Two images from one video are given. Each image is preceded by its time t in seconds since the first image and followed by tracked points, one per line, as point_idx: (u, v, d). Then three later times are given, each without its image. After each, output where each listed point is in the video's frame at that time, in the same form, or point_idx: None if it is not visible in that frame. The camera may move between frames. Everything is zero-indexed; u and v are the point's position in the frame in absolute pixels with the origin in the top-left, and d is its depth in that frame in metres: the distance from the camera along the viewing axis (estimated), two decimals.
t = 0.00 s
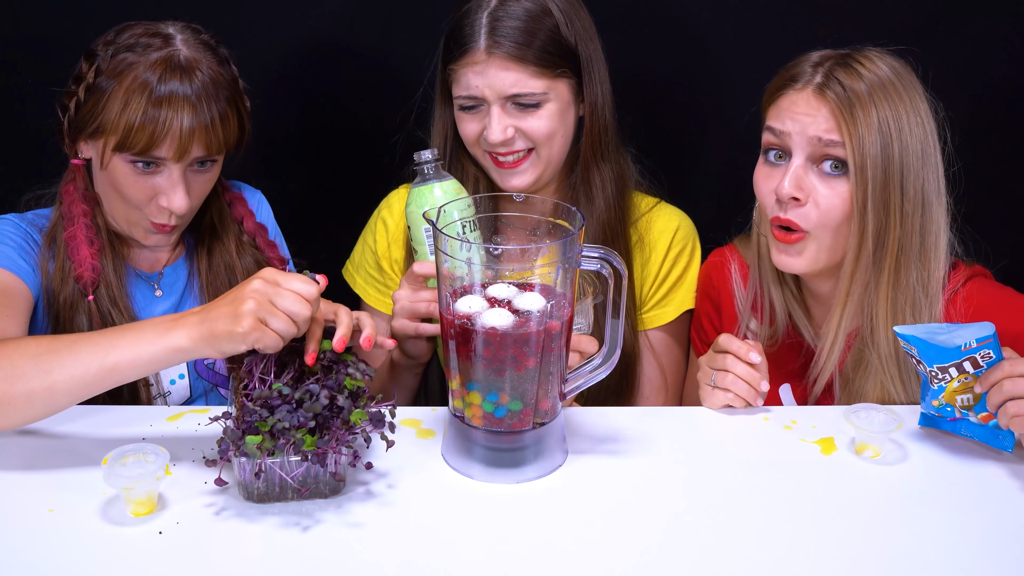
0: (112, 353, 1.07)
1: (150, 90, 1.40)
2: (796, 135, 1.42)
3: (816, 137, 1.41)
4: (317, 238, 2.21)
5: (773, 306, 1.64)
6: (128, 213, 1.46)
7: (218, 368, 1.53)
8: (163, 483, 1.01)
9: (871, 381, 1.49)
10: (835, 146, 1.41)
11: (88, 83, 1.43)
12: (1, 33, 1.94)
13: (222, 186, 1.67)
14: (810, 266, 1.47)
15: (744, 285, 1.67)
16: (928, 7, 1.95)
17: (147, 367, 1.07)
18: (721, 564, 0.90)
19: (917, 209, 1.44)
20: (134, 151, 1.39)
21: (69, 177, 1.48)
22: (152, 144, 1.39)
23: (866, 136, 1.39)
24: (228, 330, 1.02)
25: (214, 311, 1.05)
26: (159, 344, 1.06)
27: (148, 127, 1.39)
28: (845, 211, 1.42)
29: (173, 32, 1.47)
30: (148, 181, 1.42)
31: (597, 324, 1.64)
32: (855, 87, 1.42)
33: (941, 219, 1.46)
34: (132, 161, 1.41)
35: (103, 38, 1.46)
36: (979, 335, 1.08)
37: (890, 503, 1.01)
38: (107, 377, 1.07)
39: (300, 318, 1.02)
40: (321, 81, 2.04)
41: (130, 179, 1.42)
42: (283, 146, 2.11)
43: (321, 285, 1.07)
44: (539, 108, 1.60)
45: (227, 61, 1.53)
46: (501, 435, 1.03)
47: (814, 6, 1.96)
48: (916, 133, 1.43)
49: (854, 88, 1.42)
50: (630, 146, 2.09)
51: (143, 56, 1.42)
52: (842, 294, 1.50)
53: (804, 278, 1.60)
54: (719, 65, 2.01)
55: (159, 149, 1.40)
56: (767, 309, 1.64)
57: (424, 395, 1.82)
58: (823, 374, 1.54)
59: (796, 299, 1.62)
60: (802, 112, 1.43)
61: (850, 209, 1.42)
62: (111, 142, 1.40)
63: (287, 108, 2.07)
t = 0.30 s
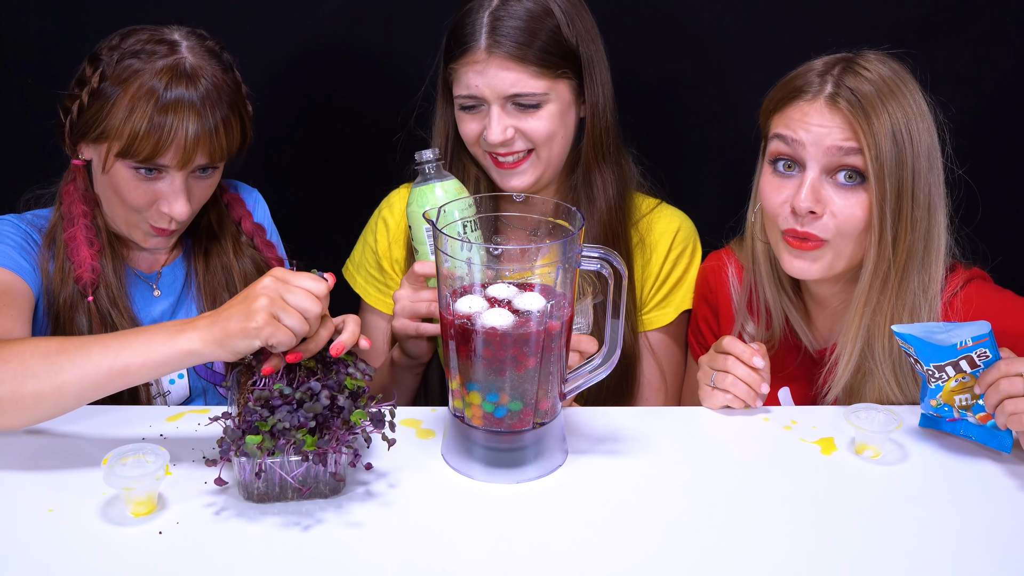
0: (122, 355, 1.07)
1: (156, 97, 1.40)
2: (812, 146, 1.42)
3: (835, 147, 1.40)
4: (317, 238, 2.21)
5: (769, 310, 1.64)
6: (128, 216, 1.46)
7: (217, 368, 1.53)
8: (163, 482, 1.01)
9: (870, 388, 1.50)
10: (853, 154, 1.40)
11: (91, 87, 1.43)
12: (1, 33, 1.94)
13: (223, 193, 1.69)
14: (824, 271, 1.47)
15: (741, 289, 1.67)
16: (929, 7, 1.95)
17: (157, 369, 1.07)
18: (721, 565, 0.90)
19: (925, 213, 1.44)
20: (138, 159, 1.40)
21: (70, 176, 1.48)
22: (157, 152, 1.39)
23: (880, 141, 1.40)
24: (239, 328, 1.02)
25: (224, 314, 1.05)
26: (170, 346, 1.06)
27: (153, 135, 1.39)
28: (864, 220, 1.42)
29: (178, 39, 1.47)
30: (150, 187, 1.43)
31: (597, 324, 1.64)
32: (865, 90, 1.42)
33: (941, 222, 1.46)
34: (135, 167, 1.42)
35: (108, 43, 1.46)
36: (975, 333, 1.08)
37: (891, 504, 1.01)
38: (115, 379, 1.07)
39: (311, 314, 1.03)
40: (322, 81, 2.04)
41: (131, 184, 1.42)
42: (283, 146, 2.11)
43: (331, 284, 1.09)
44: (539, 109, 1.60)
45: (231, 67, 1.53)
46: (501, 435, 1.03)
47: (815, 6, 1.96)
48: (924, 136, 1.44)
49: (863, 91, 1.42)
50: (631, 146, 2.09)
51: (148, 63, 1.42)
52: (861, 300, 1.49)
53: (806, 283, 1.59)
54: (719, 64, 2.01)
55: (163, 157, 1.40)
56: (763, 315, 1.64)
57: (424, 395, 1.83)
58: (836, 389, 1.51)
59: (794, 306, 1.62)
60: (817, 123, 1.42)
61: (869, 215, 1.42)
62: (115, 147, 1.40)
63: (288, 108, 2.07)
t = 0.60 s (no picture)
0: (102, 361, 1.06)
1: (155, 95, 1.40)
2: (808, 136, 1.43)
3: (828, 138, 1.41)
4: (318, 238, 2.21)
5: (777, 296, 1.65)
6: (128, 216, 1.46)
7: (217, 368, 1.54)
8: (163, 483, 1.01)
9: (871, 380, 1.49)
10: (847, 146, 1.41)
11: (91, 86, 1.43)
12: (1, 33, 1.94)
13: (225, 193, 1.68)
14: (821, 255, 1.48)
15: (747, 276, 1.69)
16: (929, 7, 1.95)
17: (137, 375, 1.06)
18: (721, 565, 0.90)
19: (925, 207, 1.44)
20: (137, 157, 1.40)
21: (70, 177, 1.48)
22: (156, 150, 1.39)
23: (874, 134, 1.40)
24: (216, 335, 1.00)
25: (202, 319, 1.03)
26: (148, 353, 1.05)
27: (152, 133, 1.39)
28: (857, 214, 1.43)
29: (178, 38, 1.47)
30: (149, 186, 1.43)
31: (597, 324, 1.64)
32: (864, 85, 1.42)
33: (949, 215, 1.46)
34: (135, 165, 1.42)
35: (107, 42, 1.46)
36: (974, 329, 1.08)
37: (891, 503, 1.01)
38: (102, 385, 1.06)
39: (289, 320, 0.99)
40: (322, 81, 2.04)
41: (130, 183, 1.42)
42: (283, 146, 2.11)
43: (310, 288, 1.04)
44: (539, 111, 1.60)
45: (231, 66, 1.53)
46: (501, 435, 1.03)
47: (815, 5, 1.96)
48: (927, 129, 1.43)
49: (863, 85, 1.42)
50: (631, 146, 2.09)
51: (148, 61, 1.42)
52: (859, 291, 1.49)
53: (809, 268, 1.60)
54: (719, 65, 2.01)
55: (163, 155, 1.40)
56: (771, 298, 1.65)
57: (424, 395, 1.82)
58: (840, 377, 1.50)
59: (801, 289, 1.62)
60: (812, 114, 1.43)
61: (862, 208, 1.43)
62: (114, 146, 1.40)
63: (288, 108, 2.07)
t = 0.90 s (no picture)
0: (117, 340, 1.06)
1: (160, 98, 1.40)
2: (808, 124, 1.45)
3: (826, 128, 1.43)
4: (318, 238, 2.21)
5: (789, 283, 1.66)
6: (129, 217, 1.46)
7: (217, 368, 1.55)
8: (163, 483, 1.01)
9: (875, 371, 1.48)
10: (844, 136, 1.42)
11: (95, 88, 1.43)
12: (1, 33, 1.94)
13: (225, 196, 1.67)
14: (820, 244, 1.50)
15: (758, 266, 1.70)
16: (929, 7, 1.95)
17: (151, 354, 1.07)
18: (722, 565, 0.90)
19: (926, 203, 1.44)
20: (141, 161, 1.40)
21: (72, 177, 1.49)
22: (160, 154, 1.39)
23: (871, 127, 1.41)
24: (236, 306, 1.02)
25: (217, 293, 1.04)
26: (164, 330, 1.05)
27: (157, 137, 1.39)
28: (853, 205, 1.44)
29: (183, 41, 1.47)
30: (152, 190, 1.43)
31: (597, 324, 1.64)
32: (866, 80, 1.42)
33: (956, 211, 1.46)
34: (138, 169, 1.42)
35: (112, 44, 1.46)
36: (981, 320, 1.10)
37: (891, 503, 1.01)
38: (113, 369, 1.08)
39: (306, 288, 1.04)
40: (322, 80, 2.04)
41: (134, 186, 1.42)
42: (284, 146, 2.11)
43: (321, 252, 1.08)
44: (539, 109, 1.60)
45: (235, 70, 1.53)
46: (501, 435, 1.03)
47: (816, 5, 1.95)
48: (929, 124, 1.43)
49: (865, 80, 1.42)
50: (632, 146, 2.09)
51: (153, 65, 1.42)
52: (852, 285, 1.50)
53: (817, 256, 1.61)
54: (720, 64, 2.01)
55: (166, 159, 1.40)
56: (782, 284, 1.66)
57: (425, 394, 1.83)
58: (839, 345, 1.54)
59: (811, 278, 1.64)
60: (813, 103, 1.44)
61: (857, 204, 1.44)
62: (118, 149, 1.40)
63: (289, 108, 2.07)
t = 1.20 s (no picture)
0: (130, 338, 1.07)
1: (163, 104, 1.40)
2: (805, 124, 1.45)
3: (822, 127, 1.43)
4: (319, 237, 2.21)
5: (793, 285, 1.66)
6: (128, 220, 1.47)
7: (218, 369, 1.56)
8: (163, 483, 1.01)
9: (876, 372, 1.48)
10: (838, 136, 1.43)
11: (97, 93, 1.43)
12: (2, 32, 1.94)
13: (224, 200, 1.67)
14: (816, 245, 1.50)
15: (763, 266, 1.70)
16: (929, 7, 1.95)
17: (165, 352, 1.07)
18: (722, 564, 0.90)
19: (923, 206, 1.44)
20: (143, 167, 1.40)
21: (73, 179, 1.49)
22: (162, 160, 1.40)
23: (866, 129, 1.41)
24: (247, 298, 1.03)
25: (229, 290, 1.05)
26: (179, 326, 1.06)
27: (159, 144, 1.39)
28: (846, 205, 1.44)
29: (186, 47, 1.47)
30: (152, 195, 1.43)
31: (598, 324, 1.64)
32: (862, 82, 1.42)
33: (954, 214, 1.46)
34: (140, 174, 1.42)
35: (114, 48, 1.45)
36: (997, 310, 1.10)
37: (891, 504, 1.01)
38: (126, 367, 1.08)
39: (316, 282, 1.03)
40: (323, 80, 2.04)
41: (135, 192, 1.43)
42: (284, 145, 2.11)
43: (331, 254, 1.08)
44: (539, 109, 1.60)
45: (238, 75, 1.53)
46: (501, 435, 1.03)
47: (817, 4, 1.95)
48: (926, 127, 1.43)
49: (861, 83, 1.42)
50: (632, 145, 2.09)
51: (155, 71, 1.42)
52: (847, 290, 1.50)
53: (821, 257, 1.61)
54: (720, 65, 2.01)
55: (168, 166, 1.41)
56: (787, 284, 1.66)
57: (425, 394, 1.83)
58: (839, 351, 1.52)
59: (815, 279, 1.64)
60: (811, 102, 1.44)
61: (851, 205, 1.44)
62: (119, 154, 1.40)
63: (289, 108, 2.07)
